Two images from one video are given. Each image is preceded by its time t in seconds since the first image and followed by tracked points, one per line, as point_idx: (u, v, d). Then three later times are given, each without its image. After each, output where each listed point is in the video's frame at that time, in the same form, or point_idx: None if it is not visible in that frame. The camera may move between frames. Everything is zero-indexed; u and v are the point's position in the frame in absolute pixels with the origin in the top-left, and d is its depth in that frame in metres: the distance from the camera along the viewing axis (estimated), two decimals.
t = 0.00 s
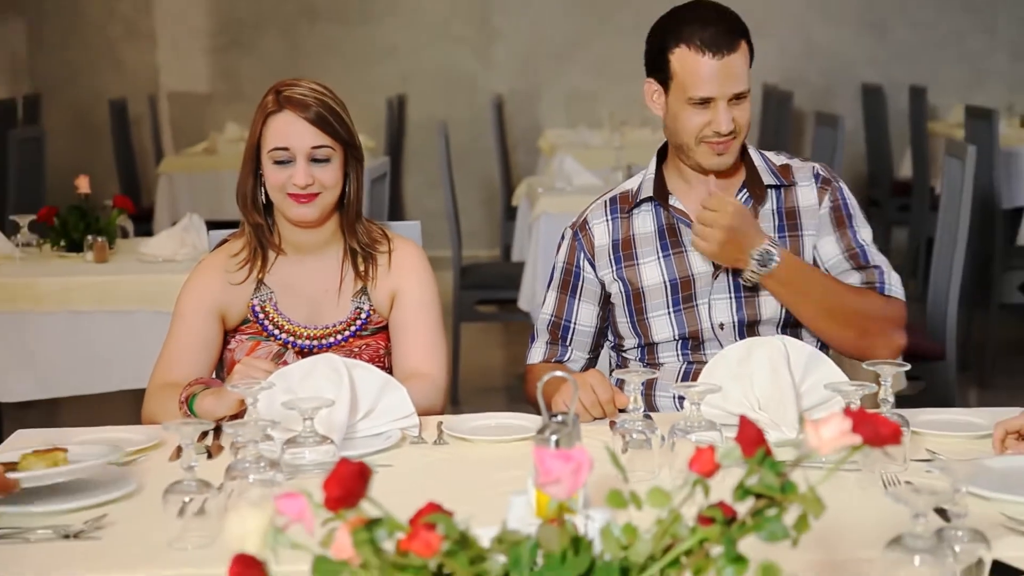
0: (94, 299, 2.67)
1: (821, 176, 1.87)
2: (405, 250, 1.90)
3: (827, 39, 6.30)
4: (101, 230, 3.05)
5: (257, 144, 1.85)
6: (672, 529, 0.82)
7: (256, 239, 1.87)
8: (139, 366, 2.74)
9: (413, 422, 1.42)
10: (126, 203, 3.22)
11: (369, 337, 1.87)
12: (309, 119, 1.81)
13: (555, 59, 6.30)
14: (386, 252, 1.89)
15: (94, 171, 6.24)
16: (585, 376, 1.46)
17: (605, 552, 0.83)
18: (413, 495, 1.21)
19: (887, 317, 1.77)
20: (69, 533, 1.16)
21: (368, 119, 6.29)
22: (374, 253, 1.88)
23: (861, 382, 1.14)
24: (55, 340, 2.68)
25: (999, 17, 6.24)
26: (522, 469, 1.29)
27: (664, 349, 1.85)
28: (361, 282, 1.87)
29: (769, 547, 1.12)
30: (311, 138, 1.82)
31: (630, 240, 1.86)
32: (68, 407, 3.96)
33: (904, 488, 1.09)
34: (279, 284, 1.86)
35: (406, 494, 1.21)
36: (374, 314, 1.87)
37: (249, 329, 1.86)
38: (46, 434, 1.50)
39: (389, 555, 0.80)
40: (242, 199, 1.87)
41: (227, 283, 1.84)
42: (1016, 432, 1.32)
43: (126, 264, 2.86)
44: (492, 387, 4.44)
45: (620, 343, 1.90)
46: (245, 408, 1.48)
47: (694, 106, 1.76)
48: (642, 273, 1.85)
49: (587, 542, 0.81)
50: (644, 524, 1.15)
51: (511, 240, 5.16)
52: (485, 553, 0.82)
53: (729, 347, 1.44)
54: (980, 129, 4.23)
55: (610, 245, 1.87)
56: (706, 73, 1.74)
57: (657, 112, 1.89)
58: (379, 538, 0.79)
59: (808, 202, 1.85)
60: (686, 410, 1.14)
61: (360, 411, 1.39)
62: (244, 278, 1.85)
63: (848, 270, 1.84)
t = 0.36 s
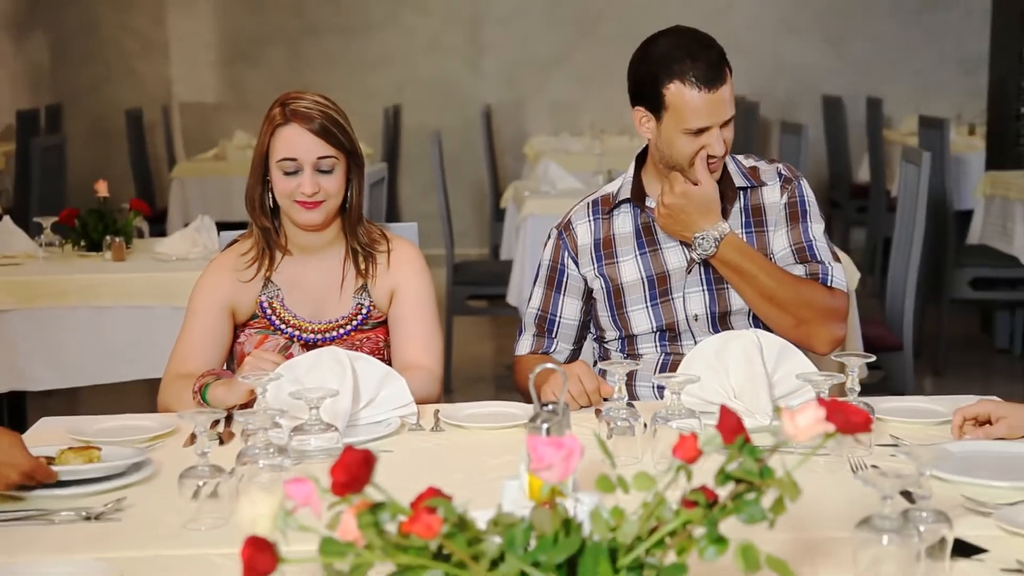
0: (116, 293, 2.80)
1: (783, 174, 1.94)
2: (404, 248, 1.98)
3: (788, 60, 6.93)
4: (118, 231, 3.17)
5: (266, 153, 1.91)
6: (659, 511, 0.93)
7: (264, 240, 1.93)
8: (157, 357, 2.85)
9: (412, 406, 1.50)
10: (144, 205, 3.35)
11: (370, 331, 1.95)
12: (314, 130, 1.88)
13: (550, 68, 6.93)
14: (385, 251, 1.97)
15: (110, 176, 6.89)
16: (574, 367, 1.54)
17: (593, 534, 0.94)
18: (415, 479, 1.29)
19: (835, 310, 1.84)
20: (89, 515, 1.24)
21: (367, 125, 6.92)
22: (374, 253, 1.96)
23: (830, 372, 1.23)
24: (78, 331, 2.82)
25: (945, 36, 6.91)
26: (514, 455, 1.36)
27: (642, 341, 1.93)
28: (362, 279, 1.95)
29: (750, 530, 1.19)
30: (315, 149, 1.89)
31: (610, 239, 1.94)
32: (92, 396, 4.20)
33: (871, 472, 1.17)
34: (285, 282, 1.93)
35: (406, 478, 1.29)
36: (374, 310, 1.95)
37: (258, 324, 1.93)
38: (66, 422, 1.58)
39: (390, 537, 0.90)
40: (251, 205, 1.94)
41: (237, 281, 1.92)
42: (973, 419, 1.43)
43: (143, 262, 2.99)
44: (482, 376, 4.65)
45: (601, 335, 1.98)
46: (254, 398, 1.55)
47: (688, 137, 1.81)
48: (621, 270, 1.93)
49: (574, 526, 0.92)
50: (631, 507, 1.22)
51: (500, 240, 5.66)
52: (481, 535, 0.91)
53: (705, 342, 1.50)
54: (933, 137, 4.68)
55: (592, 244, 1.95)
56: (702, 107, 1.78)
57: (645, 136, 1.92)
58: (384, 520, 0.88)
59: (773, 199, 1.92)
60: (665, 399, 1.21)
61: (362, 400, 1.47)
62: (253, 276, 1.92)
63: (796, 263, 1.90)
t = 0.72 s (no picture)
0: (147, 293, 3.04)
1: (756, 185, 2.10)
2: (412, 254, 2.10)
3: (760, 83, 7.18)
4: (154, 237, 3.41)
5: (288, 168, 2.03)
6: (641, 494, 1.09)
7: (286, 247, 2.06)
8: (185, 353, 3.09)
9: (418, 398, 1.62)
10: (178, 215, 3.60)
11: (380, 328, 2.08)
12: (334, 147, 2.02)
13: (541, 92, 7.10)
14: (393, 255, 2.10)
15: (148, 186, 7.02)
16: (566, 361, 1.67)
17: (580, 511, 1.10)
18: (420, 463, 1.41)
19: (803, 310, 1.99)
20: (126, 495, 1.40)
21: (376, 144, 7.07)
22: (385, 257, 2.09)
23: (795, 365, 1.35)
24: (115, 329, 3.06)
25: (907, 54, 7.21)
26: (511, 441, 1.49)
27: (627, 336, 2.10)
28: (373, 281, 2.07)
29: (720, 508, 1.35)
30: (335, 164, 2.01)
31: (598, 242, 2.11)
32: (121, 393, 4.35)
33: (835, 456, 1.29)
34: (304, 284, 2.06)
35: (413, 462, 1.42)
36: (384, 309, 2.08)
37: (277, 321, 2.06)
38: (100, 412, 1.73)
39: (396, 515, 1.05)
40: (273, 215, 2.05)
41: (261, 283, 2.05)
42: (927, 407, 1.61)
43: (175, 265, 3.24)
44: (482, 370, 4.81)
45: (590, 331, 2.16)
46: (275, 389, 1.68)
47: (671, 156, 1.97)
48: (608, 271, 2.10)
49: (563, 504, 1.08)
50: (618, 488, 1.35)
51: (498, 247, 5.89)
52: (478, 513, 1.07)
53: (684, 337, 1.64)
54: (890, 151, 4.98)
55: (582, 248, 2.12)
56: (683, 128, 1.94)
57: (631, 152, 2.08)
58: (389, 500, 1.04)
59: (746, 208, 2.08)
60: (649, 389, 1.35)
61: (373, 391, 1.59)
62: (275, 278, 2.05)
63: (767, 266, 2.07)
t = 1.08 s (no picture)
0: (171, 293, 3.26)
1: (736, 192, 2.22)
2: (416, 255, 2.21)
3: (740, 101, 7.35)
4: (179, 240, 3.63)
5: (303, 175, 2.15)
6: (629, 477, 1.24)
7: (300, 248, 2.17)
8: (207, 346, 3.29)
9: (424, 389, 1.74)
10: (201, 219, 3.84)
11: (388, 324, 2.19)
12: (345, 155, 2.13)
13: (536, 105, 7.31)
14: (400, 256, 2.21)
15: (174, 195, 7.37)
16: (559, 353, 1.78)
17: (573, 494, 1.23)
18: (422, 449, 1.52)
19: (780, 307, 2.10)
20: (151, 479, 1.53)
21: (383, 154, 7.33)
22: (393, 258, 2.19)
23: (773, 358, 1.46)
24: (141, 325, 3.28)
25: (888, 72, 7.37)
26: (508, 429, 1.59)
27: (617, 332, 2.22)
28: (381, 279, 2.18)
29: (702, 491, 1.48)
30: (346, 170, 2.13)
31: (589, 245, 2.23)
32: (149, 381, 4.59)
33: (809, 443, 1.40)
34: (317, 283, 2.17)
35: (416, 448, 1.52)
36: (391, 305, 2.19)
37: (293, 317, 2.18)
38: (126, 399, 1.87)
39: (401, 498, 1.18)
40: (287, 219, 2.17)
41: (277, 282, 2.16)
42: (893, 397, 1.73)
43: (198, 265, 3.46)
44: (479, 362, 4.94)
45: (582, 327, 2.28)
46: (290, 380, 1.79)
47: (657, 160, 2.10)
48: (599, 271, 2.22)
49: (556, 486, 1.21)
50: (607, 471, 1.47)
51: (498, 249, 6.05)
52: (477, 496, 1.20)
53: (669, 333, 1.76)
54: (860, 162, 5.24)
55: (574, 249, 2.24)
56: (668, 135, 2.07)
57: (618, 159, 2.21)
58: (395, 483, 1.18)
59: (727, 213, 2.20)
60: (636, 380, 1.46)
61: (381, 382, 1.71)
62: (290, 277, 2.17)
63: (746, 267, 2.19)
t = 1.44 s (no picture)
0: (190, 288, 3.42)
1: (723, 200, 2.46)
2: (421, 255, 2.33)
3: (722, 111, 7.73)
4: (199, 239, 3.80)
5: (316, 175, 2.29)
6: (619, 460, 1.35)
7: (313, 244, 2.30)
8: (226, 338, 3.44)
9: (427, 376, 1.84)
10: (219, 220, 3.98)
11: (394, 316, 2.32)
12: (357, 156, 2.27)
13: (529, 114, 7.63)
14: (406, 254, 2.34)
15: (195, 197, 7.63)
16: (556, 345, 1.88)
17: (566, 476, 1.35)
18: (426, 434, 1.63)
19: (780, 309, 2.36)
20: (175, 461, 1.66)
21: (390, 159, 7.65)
22: (399, 255, 2.33)
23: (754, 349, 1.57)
24: (163, 318, 3.43)
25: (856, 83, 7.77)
26: (507, 416, 1.70)
27: (606, 325, 2.44)
28: (388, 275, 2.32)
29: (687, 473, 1.60)
30: (357, 170, 2.27)
31: (581, 244, 2.46)
32: (171, 374, 4.75)
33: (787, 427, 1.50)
34: (328, 277, 2.30)
35: (420, 434, 1.63)
36: (397, 299, 2.32)
37: (305, 309, 2.30)
38: (150, 388, 2.02)
39: (406, 480, 1.29)
40: (302, 217, 2.31)
41: (291, 276, 2.29)
42: (865, 386, 1.86)
43: (217, 264, 3.62)
44: (479, 353, 5.05)
45: (574, 320, 2.50)
46: (301, 369, 1.90)
47: (638, 156, 2.31)
48: (590, 269, 2.44)
49: (552, 470, 1.33)
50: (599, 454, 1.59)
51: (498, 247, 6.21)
52: (477, 478, 1.32)
53: (656, 325, 1.87)
54: (834, 167, 5.44)
55: (568, 248, 2.47)
56: (645, 131, 2.29)
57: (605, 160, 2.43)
58: (401, 467, 1.28)
59: (713, 219, 2.44)
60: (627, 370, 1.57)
61: (388, 371, 1.82)
62: (304, 272, 2.29)
63: (746, 272, 2.43)
